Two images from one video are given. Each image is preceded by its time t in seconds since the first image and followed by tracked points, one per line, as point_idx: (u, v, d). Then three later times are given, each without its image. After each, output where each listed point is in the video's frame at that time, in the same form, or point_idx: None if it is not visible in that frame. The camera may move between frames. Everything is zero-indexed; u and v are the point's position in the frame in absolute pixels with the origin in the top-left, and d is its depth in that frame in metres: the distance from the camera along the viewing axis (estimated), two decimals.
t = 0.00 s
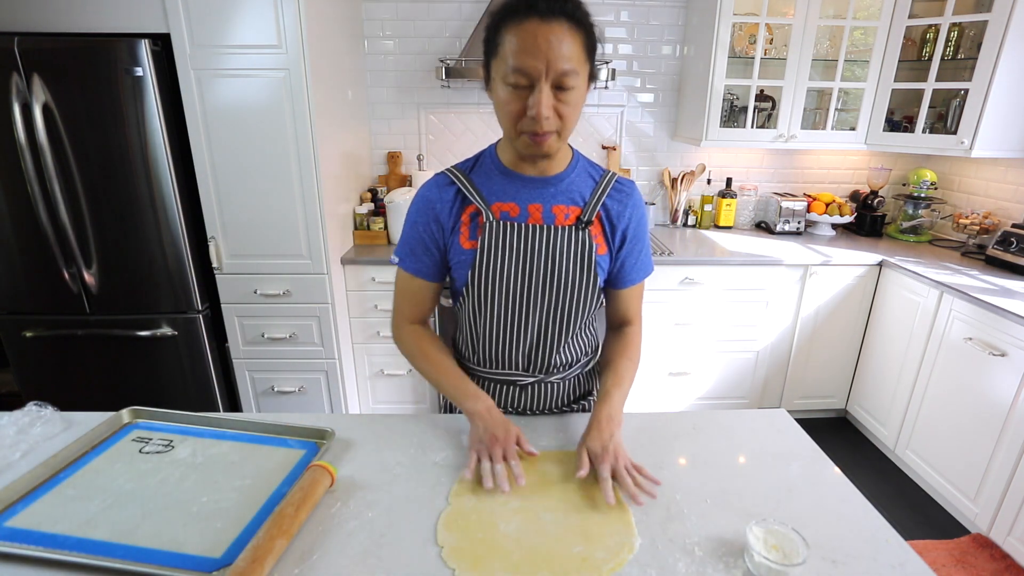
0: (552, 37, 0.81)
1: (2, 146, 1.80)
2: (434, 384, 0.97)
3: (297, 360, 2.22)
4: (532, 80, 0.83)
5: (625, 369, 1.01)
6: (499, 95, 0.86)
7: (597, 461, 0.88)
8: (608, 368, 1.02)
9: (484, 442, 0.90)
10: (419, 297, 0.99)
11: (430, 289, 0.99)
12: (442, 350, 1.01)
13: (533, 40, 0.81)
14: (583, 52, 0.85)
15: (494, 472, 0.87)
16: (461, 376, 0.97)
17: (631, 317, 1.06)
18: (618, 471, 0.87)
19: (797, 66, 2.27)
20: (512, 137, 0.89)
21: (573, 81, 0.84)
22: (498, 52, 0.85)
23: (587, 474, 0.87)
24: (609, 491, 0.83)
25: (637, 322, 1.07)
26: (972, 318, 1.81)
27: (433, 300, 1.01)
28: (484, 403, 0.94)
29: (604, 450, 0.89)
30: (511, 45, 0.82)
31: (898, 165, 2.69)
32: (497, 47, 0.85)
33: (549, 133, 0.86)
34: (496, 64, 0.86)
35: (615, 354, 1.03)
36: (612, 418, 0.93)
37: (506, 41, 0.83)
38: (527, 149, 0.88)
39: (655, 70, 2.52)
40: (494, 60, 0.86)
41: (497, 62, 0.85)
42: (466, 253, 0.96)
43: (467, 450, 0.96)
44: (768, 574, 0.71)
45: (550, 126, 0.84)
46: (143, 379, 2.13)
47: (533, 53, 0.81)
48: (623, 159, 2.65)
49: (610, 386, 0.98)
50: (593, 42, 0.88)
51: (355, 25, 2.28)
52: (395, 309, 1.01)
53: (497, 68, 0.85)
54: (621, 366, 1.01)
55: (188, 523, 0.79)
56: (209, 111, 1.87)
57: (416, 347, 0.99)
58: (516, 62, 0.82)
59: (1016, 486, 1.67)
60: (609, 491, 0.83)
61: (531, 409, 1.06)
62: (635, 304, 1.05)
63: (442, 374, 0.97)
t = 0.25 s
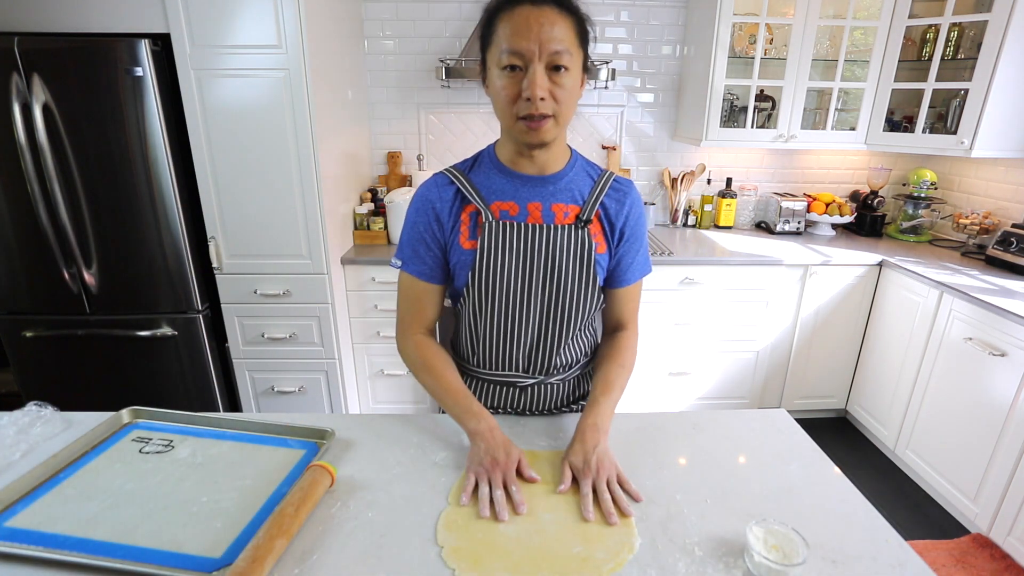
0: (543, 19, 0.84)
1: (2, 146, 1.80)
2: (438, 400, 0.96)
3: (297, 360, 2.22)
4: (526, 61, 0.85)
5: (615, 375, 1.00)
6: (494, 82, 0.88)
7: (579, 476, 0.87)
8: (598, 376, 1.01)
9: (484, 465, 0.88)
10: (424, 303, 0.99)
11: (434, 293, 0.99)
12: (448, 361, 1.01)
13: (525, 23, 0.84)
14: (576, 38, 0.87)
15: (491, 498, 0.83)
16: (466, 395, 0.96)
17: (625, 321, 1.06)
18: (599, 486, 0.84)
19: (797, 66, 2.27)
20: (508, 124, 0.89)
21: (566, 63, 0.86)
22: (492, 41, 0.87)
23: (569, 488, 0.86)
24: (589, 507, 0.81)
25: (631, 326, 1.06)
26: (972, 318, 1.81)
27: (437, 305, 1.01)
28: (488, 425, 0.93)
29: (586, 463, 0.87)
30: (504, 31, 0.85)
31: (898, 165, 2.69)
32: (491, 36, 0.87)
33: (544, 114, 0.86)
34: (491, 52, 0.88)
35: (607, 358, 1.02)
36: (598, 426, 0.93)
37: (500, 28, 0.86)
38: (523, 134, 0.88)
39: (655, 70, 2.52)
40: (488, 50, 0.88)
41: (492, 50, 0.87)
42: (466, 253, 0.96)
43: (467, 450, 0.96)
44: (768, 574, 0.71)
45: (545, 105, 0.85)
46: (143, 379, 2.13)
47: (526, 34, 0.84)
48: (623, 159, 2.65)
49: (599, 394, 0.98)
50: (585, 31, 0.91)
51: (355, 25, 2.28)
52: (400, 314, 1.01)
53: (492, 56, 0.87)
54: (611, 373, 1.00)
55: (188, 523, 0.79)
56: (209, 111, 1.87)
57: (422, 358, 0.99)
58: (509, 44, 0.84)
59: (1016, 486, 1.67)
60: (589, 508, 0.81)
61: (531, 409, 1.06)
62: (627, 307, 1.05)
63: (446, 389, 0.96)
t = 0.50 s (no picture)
0: (540, 18, 0.84)
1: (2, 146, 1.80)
2: (438, 400, 0.96)
3: (297, 360, 2.22)
4: (522, 60, 0.85)
5: (615, 375, 1.00)
6: (491, 81, 0.88)
7: (580, 476, 0.87)
8: (598, 377, 1.01)
9: (483, 466, 0.88)
10: (424, 303, 0.99)
11: (434, 293, 1.00)
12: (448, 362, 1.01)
13: (522, 22, 0.84)
14: (573, 37, 0.87)
15: (491, 498, 0.83)
16: (467, 395, 0.97)
17: (626, 320, 1.05)
18: (599, 486, 0.84)
19: (797, 66, 2.27)
20: (505, 123, 0.89)
21: (563, 61, 0.86)
22: (489, 40, 0.87)
23: (569, 487, 0.86)
24: (590, 507, 0.81)
25: (632, 325, 1.05)
26: (972, 318, 1.81)
27: (437, 305, 1.01)
28: (489, 425, 0.93)
29: (587, 463, 0.87)
30: (501, 29, 0.85)
31: (898, 165, 2.69)
32: (488, 34, 0.87)
33: (541, 113, 0.86)
34: (488, 51, 0.88)
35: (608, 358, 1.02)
36: (598, 426, 0.93)
37: (497, 27, 0.86)
38: (519, 133, 0.88)
39: (655, 70, 2.52)
40: (485, 49, 0.89)
41: (488, 49, 0.88)
42: (463, 253, 0.96)
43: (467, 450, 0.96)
44: (768, 574, 0.71)
45: (542, 104, 0.85)
46: (143, 379, 2.13)
47: (522, 33, 0.84)
48: (623, 159, 2.65)
49: (599, 395, 0.98)
50: (582, 30, 0.91)
51: (355, 25, 2.28)
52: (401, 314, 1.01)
53: (489, 54, 0.87)
54: (612, 373, 1.00)
55: (188, 522, 0.79)
56: (209, 111, 1.87)
57: (423, 358, 0.99)
58: (506, 43, 0.84)
59: (1016, 486, 1.67)
60: (589, 509, 0.81)
61: (530, 409, 1.06)
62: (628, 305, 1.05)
63: (446, 389, 0.96)
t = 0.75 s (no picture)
0: (536, 19, 0.84)
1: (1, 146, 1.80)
2: (438, 400, 0.96)
3: (297, 360, 2.22)
4: (519, 61, 0.85)
5: (616, 375, 1.00)
6: (488, 82, 0.88)
7: (580, 475, 0.87)
8: (599, 377, 1.01)
9: (483, 466, 0.88)
10: (426, 303, 0.99)
11: (434, 293, 1.00)
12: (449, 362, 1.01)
13: (518, 23, 0.84)
14: (569, 37, 0.87)
15: (491, 497, 0.83)
16: (467, 396, 0.96)
17: (627, 319, 1.05)
18: (599, 486, 0.84)
19: (797, 66, 2.27)
20: (503, 124, 0.89)
21: (560, 61, 0.86)
22: (486, 41, 0.88)
23: (568, 487, 0.86)
24: (590, 508, 0.81)
25: (632, 325, 1.05)
26: (972, 318, 1.81)
27: (438, 305, 1.01)
28: (488, 426, 0.93)
29: (587, 463, 0.87)
30: (498, 31, 0.85)
31: (898, 165, 2.69)
32: (485, 36, 0.87)
33: (539, 113, 0.86)
34: (485, 53, 0.88)
35: (609, 358, 1.02)
36: (598, 426, 0.93)
37: (493, 29, 0.86)
38: (518, 134, 0.88)
39: (655, 70, 2.52)
40: (483, 50, 0.89)
41: (485, 51, 0.88)
42: (463, 254, 0.96)
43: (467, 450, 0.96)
44: (768, 574, 0.71)
45: (539, 104, 0.85)
46: (143, 379, 2.13)
47: (519, 35, 0.84)
48: (623, 159, 2.65)
49: (599, 395, 0.98)
50: (579, 29, 0.90)
51: (355, 25, 2.28)
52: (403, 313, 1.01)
53: (486, 56, 0.87)
54: (613, 373, 1.00)
55: (188, 522, 0.79)
56: (209, 111, 1.87)
57: (424, 358, 0.99)
58: (503, 44, 0.84)
59: (1016, 486, 1.67)
60: (589, 509, 0.81)
61: (530, 409, 1.06)
62: (630, 305, 1.04)
63: (447, 390, 0.96)
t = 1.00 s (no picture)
0: (537, 19, 0.84)
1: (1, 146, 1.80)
2: (438, 400, 0.97)
3: (297, 360, 2.22)
4: (520, 61, 0.85)
5: (617, 375, 1.00)
6: (490, 83, 0.88)
7: (580, 476, 0.87)
8: (600, 377, 1.01)
9: (483, 465, 0.88)
10: (428, 302, 0.99)
11: (435, 293, 0.99)
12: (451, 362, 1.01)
13: (519, 23, 0.84)
14: (571, 37, 0.87)
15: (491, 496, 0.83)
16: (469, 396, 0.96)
17: (629, 320, 1.05)
18: (599, 486, 0.84)
19: (797, 66, 2.27)
20: (504, 124, 0.89)
21: (561, 61, 0.86)
22: (487, 42, 0.88)
23: (568, 487, 0.86)
24: (590, 508, 0.81)
25: (633, 325, 1.05)
26: (972, 318, 1.81)
27: (439, 305, 1.01)
28: (489, 425, 0.93)
29: (587, 463, 0.87)
30: (499, 31, 0.85)
31: (898, 165, 2.69)
32: (486, 36, 0.87)
33: (540, 113, 0.86)
34: (486, 53, 0.88)
35: (610, 358, 1.02)
36: (599, 426, 0.92)
37: (494, 29, 0.86)
38: (519, 134, 0.88)
39: (655, 70, 2.52)
40: (484, 51, 0.89)
41: (487, 51, 0.88)
42: (464, 253, 0.96)
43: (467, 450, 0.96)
44: (768, 574, 0.71)
45: (540, 104, 0.85)
46: (143, 379, 2.13)
47: (520, 35, 0.84)
48: (623, 159, 2.65)
49: (600, 395, 0.97)
50: (580, 29, 0.90)
51: (355, 25, 2.28)
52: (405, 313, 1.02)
53: (487, 56, 0.87)
54: (614, 373, 1.00)
55: (188, 522, 0.79)
56: (209, 111, 1.87)
57: (425, 358, 0.99)
58: (504, 45, 0.84)
59: (1016, 485, 1.67)
60: (589, 510, 0.81)
61: (531, 409, 1.06)
62: (631, 305, 1.04)
63: (449, 389, 0.96)
